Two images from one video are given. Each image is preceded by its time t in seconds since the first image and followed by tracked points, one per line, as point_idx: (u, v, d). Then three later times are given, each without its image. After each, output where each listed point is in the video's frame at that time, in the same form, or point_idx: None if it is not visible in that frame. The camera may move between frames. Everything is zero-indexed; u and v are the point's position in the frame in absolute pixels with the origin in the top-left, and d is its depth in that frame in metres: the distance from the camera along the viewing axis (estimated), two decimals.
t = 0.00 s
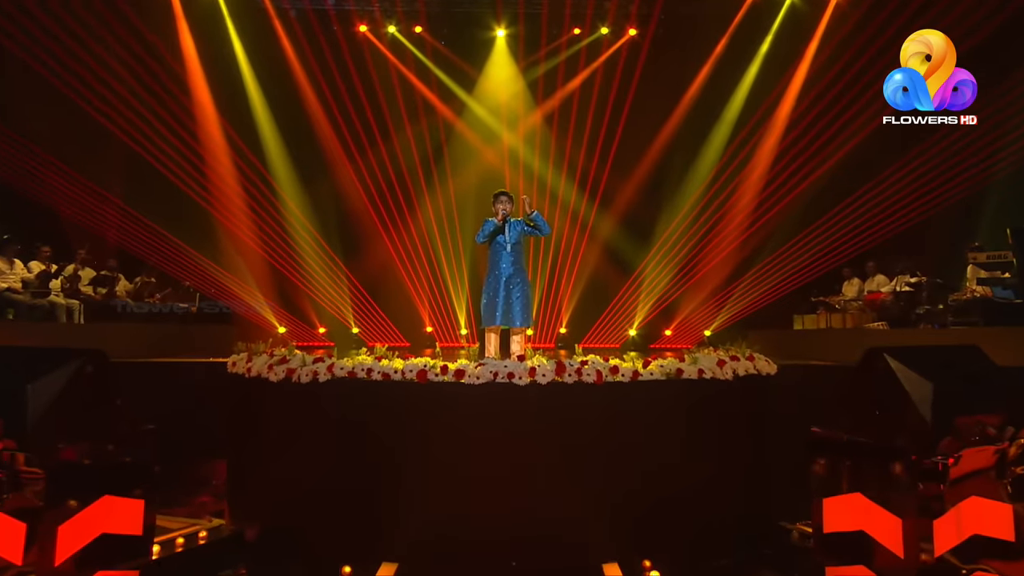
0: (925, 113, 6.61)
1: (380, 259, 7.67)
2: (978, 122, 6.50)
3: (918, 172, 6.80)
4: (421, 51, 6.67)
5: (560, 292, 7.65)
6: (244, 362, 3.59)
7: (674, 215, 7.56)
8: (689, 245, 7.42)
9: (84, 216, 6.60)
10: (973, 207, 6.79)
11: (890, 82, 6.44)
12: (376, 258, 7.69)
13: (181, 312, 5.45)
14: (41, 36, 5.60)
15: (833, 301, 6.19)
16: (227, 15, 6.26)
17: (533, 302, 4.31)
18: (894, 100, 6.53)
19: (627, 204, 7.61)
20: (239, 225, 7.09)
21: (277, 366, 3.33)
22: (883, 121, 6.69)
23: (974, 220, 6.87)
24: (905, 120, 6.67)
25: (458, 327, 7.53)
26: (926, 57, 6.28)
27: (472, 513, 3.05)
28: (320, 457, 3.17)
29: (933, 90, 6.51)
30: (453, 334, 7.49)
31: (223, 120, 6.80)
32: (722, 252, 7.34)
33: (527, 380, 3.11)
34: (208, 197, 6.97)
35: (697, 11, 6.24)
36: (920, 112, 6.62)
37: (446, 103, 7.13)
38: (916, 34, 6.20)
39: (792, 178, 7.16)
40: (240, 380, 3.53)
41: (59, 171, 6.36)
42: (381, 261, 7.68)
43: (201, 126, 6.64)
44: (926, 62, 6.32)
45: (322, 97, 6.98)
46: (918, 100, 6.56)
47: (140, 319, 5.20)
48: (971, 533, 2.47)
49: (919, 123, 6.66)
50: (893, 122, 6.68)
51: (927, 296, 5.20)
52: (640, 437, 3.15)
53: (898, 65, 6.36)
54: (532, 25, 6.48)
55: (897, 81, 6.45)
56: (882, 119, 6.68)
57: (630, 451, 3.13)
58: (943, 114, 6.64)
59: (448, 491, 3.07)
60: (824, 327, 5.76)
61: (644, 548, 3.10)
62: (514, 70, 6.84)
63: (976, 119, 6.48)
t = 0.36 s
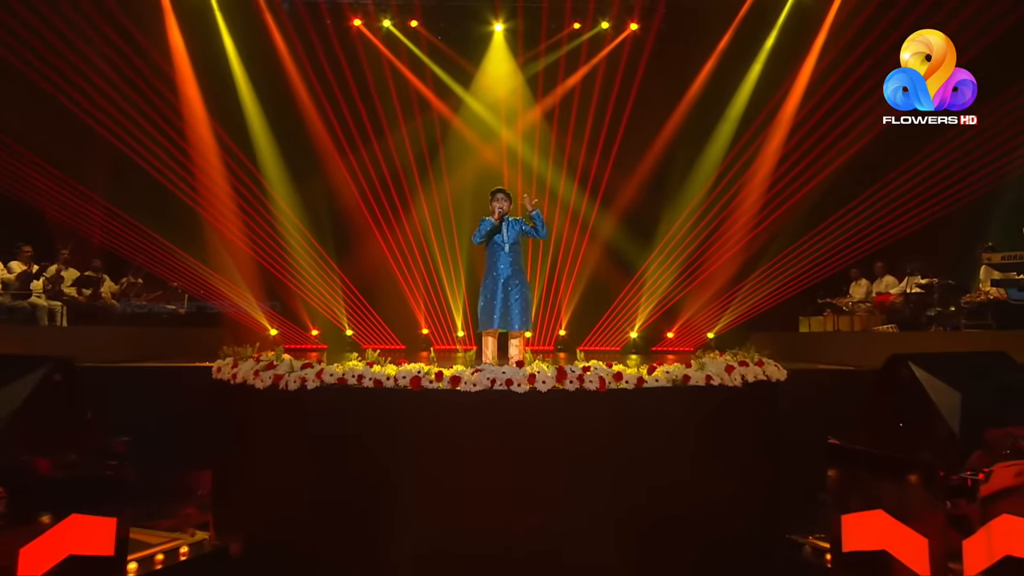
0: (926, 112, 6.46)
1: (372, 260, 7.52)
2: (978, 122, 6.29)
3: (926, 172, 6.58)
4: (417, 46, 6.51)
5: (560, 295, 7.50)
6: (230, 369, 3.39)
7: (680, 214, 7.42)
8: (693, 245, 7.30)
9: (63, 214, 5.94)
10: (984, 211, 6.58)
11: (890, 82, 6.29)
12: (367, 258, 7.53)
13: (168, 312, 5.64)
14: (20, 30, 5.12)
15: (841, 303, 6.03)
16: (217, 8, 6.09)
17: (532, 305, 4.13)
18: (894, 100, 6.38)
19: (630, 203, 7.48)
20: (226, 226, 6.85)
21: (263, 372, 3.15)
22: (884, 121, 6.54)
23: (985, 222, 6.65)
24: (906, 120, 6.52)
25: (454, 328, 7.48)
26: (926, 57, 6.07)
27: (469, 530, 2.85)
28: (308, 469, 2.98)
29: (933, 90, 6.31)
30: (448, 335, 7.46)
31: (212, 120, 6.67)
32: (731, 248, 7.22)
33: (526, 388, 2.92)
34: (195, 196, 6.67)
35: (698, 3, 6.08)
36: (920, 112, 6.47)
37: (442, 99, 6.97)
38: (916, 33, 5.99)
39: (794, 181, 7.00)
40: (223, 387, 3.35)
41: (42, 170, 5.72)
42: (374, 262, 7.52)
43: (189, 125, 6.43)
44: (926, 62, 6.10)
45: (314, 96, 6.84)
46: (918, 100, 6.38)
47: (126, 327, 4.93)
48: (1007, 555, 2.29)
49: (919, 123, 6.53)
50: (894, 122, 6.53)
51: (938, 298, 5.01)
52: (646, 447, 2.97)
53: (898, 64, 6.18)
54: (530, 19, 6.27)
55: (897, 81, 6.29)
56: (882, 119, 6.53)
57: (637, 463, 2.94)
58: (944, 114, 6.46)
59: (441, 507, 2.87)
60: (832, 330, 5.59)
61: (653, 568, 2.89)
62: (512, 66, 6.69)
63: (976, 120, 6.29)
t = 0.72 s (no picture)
0: (926, 112, 6.18)
1: (367, 261, 7.40)
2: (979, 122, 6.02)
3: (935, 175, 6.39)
4: (414, 40, 6.33)
5: (561, 296, 7.41)
6: (214, 376, 3.11)
7: (684, 215, 7.37)
8: (697, 247, 7.29)
9: (47, 215, 5.68)
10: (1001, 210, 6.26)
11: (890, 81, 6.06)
12: (362, 259, 7.42)
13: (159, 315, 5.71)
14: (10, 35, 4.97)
15: (850, 305, 5.87)
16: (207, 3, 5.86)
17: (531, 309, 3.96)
18: (894, 99, 6.15)
19: (633, 202, 7.42)
20: (216, 227, 6.76)
21: (250, 379, 2.90)
22: (883, 121, 6.30)
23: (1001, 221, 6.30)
24: (906, 120, 6.27)
25: (451, 332, 7.31)
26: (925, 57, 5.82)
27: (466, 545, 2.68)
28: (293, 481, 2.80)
29: (934, 90, 6.02)
30: (445, 338, 7.30)
31: (202, 119, 6.49)
32: (738, 248, 7.15)
33: (527, 396, 2.70)
34: (184, 196, 6.56)
35: None
36: (921, 111, 6.19)
37: (439, 94, 6.83)
38: (916, 33, 5.77)
39: (798, 186, 6.91)
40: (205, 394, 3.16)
41: (31, 174, 5.52)
42: (370, 261, 7.40)
43: (179, 124, 6.27)
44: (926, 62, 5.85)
45: (307, 93, 6.66)
46: (918, 100, 6.11)
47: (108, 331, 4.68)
48: None
49: (919, 122, 6.26)
50: (894, 122, 6.29)
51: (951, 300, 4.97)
52: (657, 459, 2.77)
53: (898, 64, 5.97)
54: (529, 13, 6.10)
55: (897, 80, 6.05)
56: (882, 119, 6.29)
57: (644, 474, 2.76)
58: (944, 114, 6.17)
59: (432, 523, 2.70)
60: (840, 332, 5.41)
61: None
62: (512, 61, 6.53)
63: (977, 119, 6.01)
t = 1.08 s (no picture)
0: (927, 112, 6.04)
1: (361, 260, 7.72)
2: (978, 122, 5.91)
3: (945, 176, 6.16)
4: (409, 35, 6.07)
5: (562, 299, 7.62)
6: (202, 383, 2.90)
7: (690, 217, 7.53)
8: (698, 248, 7.42)
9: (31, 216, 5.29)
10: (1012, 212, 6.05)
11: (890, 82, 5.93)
12: (356, 260, 7.74)
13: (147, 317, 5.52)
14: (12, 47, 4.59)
15: (861, 307, 5.69)
16: None
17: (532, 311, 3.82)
18: (894, 99, 6.02)
19: (635, 201, 7.63)
20: (208, 228, 6.73)
21: (237, 388, 2.70)
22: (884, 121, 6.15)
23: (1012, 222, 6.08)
24: (906, 120, 6.12)
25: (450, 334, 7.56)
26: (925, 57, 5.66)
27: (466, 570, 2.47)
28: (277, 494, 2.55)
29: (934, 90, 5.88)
30: (443, 339, 7.57)
31: (193, 119, 6.32)
32: (743, 249, 7.27)
33: (528, 406, 2.46)
34: (173, 195, 6.39)
35: None
36: (921, 111, 6.06)
37: (437, 90, 6.72)
38: (916, 33, 5.59)
39: (805, 189, 6.89)
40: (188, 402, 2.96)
41: (17, 175, 5.04)
42: (362, 262, 7.72)
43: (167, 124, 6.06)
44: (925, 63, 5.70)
45: (298, 87, 6.47)
46: (918, 100, 5.98)
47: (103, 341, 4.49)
48: None
49: (919, 123, 6.12)
50: (894, 122, 6.13)
51: (965, 303, 4.82)
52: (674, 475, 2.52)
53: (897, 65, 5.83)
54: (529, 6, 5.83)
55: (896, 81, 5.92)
56: (882, 119, 6.15)
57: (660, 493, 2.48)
58: (944, 114, 6.03)
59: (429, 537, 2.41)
60: (849, 335, 5.25)
61: None
62: (511, 56, 6.33)
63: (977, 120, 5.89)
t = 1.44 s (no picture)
0: (925, 112, 5.99)
1: (354, 264, 7.57)
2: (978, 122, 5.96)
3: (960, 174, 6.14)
4: (405, 29, 5.92)
5: (560, 302, 7.54)
6: (183, 393, 2.63)
7: (693, 219, 7.31)
8: (702, 248, 7.29)
9: (18, 219, 5.54)
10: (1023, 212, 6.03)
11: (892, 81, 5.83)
12: (348, 262, 7.59)
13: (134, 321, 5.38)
14: None
15: (870, 308, 5.50)
16: None
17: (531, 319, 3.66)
18: (895, 100, 5.93)
19: (637, 201, 7.47)
20: (194, 229, 6.59)
21: (222, 397, 2.42)
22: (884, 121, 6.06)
23: None
24: (906, 121, 6.03)
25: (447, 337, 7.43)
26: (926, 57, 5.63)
27: None
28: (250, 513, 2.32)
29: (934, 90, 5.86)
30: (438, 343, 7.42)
31: (182, 119, 6.18)
32: (750, 249, 7.09)
33: (527, 417, 2.19)
34: (158, 197, 6.28)
35: None
36: (920, 112, 6.00)
37: (433, 86, 6.52)
38: (916, 33, 5.55)
39: (811, 190, 6.71)
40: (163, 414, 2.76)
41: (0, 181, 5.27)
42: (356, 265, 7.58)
43: (154, 121, 5.90)
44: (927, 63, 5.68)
45: (289, 85, 6.32)
46: (918, 100, 5.93)
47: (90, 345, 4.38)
48: None
49: (919, 123, 6.05)
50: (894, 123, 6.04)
51: (978, 305, 4.65)
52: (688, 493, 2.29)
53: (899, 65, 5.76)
54: None
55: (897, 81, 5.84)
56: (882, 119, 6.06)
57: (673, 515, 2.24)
58: (943, 114, 6.03)
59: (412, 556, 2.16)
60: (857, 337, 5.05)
61: None
62: (509, 51, 6.17)
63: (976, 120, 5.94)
